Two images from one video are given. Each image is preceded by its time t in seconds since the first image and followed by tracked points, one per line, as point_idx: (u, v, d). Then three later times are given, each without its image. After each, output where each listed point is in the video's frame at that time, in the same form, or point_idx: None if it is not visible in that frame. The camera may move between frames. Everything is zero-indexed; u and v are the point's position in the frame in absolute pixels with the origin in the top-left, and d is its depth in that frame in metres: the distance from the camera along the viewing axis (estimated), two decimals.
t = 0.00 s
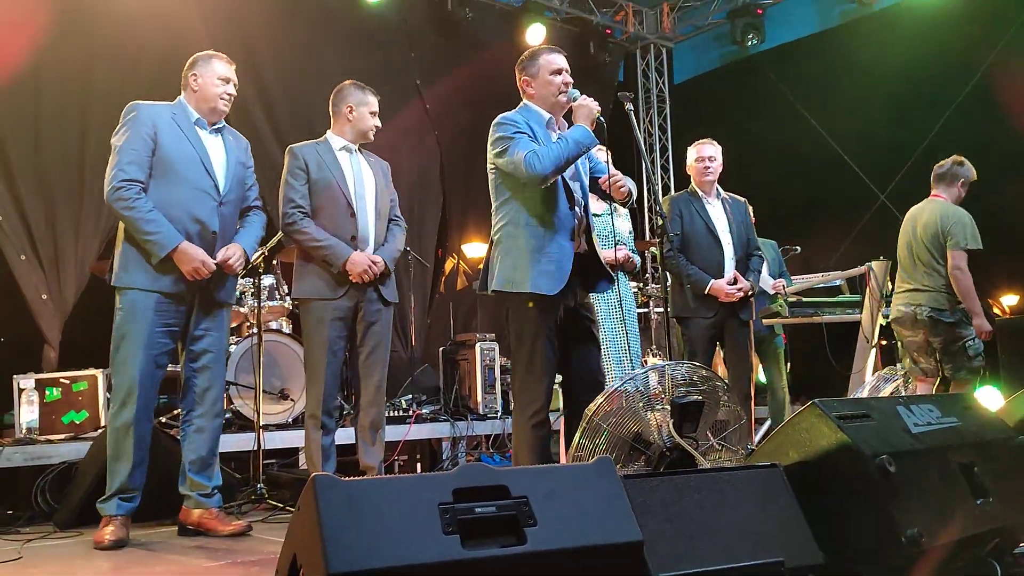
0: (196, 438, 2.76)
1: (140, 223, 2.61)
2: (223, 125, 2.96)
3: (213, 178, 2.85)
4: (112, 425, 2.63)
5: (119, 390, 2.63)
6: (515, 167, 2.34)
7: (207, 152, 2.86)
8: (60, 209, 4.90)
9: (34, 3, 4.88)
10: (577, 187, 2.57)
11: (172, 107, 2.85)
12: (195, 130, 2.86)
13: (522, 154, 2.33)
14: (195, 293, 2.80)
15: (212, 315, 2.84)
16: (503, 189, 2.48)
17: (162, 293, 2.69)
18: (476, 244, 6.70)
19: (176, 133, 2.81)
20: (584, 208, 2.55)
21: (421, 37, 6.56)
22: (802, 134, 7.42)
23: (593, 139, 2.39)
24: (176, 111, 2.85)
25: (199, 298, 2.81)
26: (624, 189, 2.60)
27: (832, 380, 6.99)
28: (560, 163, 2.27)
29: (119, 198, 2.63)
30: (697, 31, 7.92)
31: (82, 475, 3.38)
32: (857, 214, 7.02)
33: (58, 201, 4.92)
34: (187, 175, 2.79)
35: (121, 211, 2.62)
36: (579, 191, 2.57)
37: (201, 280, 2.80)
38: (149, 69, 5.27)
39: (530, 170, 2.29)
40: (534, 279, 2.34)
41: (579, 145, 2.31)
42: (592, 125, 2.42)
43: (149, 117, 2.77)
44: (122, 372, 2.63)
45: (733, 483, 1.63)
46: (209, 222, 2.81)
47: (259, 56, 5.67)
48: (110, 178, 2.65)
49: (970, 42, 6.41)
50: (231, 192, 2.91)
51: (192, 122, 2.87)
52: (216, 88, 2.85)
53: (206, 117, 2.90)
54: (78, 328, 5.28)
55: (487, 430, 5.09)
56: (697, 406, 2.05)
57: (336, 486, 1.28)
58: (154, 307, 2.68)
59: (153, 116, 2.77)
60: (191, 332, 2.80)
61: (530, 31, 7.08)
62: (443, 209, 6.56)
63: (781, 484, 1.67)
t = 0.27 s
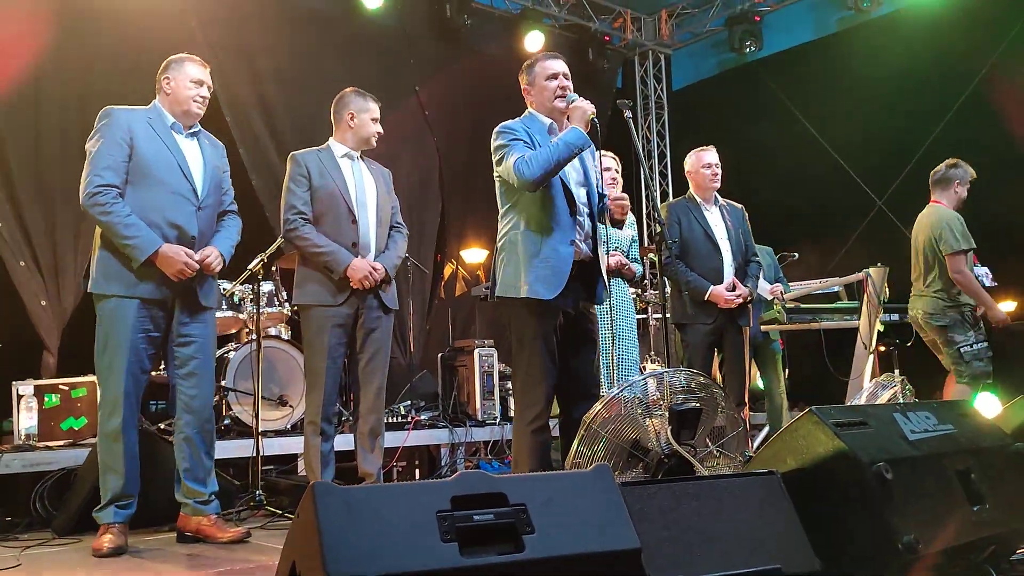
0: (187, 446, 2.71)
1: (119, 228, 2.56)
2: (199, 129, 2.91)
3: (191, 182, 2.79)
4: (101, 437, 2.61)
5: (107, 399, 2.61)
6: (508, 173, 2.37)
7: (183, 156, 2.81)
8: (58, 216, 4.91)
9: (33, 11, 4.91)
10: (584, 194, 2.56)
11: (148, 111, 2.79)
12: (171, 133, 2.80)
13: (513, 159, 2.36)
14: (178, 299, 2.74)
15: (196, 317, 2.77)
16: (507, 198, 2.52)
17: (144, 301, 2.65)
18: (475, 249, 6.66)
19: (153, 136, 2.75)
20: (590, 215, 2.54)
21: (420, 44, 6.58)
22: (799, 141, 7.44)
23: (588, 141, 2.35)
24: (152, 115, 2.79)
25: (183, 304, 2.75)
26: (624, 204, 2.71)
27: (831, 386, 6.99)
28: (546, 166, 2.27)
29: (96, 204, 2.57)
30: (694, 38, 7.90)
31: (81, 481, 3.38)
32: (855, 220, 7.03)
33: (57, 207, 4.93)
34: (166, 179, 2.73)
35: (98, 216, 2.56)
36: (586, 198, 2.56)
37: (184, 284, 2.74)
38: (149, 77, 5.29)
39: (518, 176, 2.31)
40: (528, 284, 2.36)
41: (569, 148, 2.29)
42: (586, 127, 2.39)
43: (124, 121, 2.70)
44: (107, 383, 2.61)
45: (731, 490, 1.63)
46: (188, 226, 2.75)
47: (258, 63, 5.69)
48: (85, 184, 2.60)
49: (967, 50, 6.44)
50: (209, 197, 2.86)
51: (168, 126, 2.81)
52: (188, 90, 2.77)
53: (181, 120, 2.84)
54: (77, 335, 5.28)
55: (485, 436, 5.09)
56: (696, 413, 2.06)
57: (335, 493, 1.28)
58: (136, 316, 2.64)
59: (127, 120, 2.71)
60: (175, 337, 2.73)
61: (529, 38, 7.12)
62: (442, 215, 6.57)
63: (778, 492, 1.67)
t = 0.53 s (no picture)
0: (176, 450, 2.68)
1: (91, 233, 2.55)
2: (178, 132, 2.90)
3: (168, 186, 2.78)
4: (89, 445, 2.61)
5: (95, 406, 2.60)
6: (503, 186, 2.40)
7: (160, 160, 2.79)
8: (54, 221, 4.90)
9: (30, 18, 4.91)
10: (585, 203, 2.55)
11: (126, 115, 2.79)
12: (148, 138, 2.79)
13: (508, 172, 2.38)
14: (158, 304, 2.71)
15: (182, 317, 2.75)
16: (510, 212, 2.54)
17: (124, 307, 2.64)
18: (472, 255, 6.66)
19: (129, 141, 2.73)
20: (593, 222, 2.51)
21: (417, 50, 6.61)
22: (795, 146, 7.46)
23: (579, 151, 2.32)
24: (130, 119, 2.78)
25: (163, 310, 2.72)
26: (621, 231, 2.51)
27: (828, 392, 7.00)
28: (535, 177, 2.27)
29: (69, 209, 2.56)
30: (691, 44, 7.99)
31: (76, 488, 3.36)
32: (851, 225, 7.04)
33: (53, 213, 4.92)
34: (141, 184, 2.72)
35: (70, 221, 2.55)
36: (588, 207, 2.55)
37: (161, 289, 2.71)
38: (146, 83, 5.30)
39: (510, 189, 2.33)
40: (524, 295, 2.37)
41: (558, 159, 2.26)
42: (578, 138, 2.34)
43: (100, 125, 2.70)
44: (92, 390, 2.61)
45: (725, 496, 1.63)
46: (165, 231, 2.73)
47: (255, 69, 5.71)
48: (59, 189, 2.59)
49: (961, 56, 6.47)
50: (187, 202, 2.84)
51: (146, 129, 2.80)
52: (165, 92, 2.76)
53: (159, 123, 2.83)
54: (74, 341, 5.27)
55: (483, 442, 5.08)
56: (691, 418, 2.06)
57: (328, 498, 1.28)
58: (118, 323, 2.64)
59: (105, 125, 2.70)
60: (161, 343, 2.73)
61: (526, 44, 7.14)
62: (439, 221, 6.58)
63: (773, 498, 1.67)
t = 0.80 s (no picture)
0: (158, 459, 2.62)
1: (88, 240, 2.55)
2: (181, 136, 2.88)
3: (166, 192, 2.76)
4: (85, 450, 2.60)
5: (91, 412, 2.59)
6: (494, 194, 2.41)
7: (160, 166, 2.78)
8: (52, 227, 4.90)
9: (28, 24, 4.92)
10: (580, 206, 2.55)
11: (127, 121, 2.79)
12: (149, 143, 2.78)
13: (498, 180, 2.39)
14: (155, 308, 2.68)
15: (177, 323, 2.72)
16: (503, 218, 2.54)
17: (121, 311, 2.62)
18: (469, 260, 6.65)
19: (130, 147, 2.73)
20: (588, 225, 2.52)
21: (415, 55, 6.62)
22: (793, 150, 7.46)
23: (570, 157, 2.33)
24: (131, 125, 2.78)
25: (159, 316, 2.69)
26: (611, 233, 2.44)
27: (825, 397, 6.99)
28: (525, 184, 2.28)
29: (67, 216, 2.57)
30: (688, 49, 8.01)
31: (72, 495, 3.35)
32: (849, 230, 7.05)
33: (50, 219, 4.91)
34: (140, 191, 2.70)
35: (69, 228, 2.56)
36: (583, 210, 2.55)
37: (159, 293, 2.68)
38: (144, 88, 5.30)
39: (501, 198, 2.35)
40: (523, 300, 2.37)
41: (548, 166, 2.27)
42: (568, 147, 2.34)
43: (101, 133, 2.70)
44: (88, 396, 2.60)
45: (721, 502, 1.62)
46: (162, 235, 2.70)
47: (253, 75, 5.72)
48: (60, 196, 2.60)
49: (958, 62, 6.50)
50: (187, 206, 2.80)
51: (147, 135, 2.79)
52: (165, 97, 2.74)
53: (160, 129, 2.81)
54: (71, 346, 5.26)
55: (480, 447, 5.07)
56: (687, 424, 2.05)
57: (324, 505, 1.28)
58: (114, 328, 2.62)
59: (104, 132, 2.71)
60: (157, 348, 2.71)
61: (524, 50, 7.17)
62: (437, 226, 6.58)
63: (768, 503, 1.67)
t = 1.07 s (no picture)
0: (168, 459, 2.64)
1: (101, 244, 2.53)
2: (202, 146, 2.87)
3: (181, 198, 2.74)
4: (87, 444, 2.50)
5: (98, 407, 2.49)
6: (501, 193, 2.36)
7: (177, 173, 2.77)
8: (52, 232, 4.90)
9: (29, 29, 4.93)
10: (577, 209, 2.57)
11: (150, 131, 2.79)
12: (169, 152, 2.78)
13: (505, 180, 2.36)
14: (165, 311, 2.66)
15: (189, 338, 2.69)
16: (500, 218, 2.52)
17: (134, 310, 2.57)
18: (469, 264, 6.66)
19: (148, 155, 2.73)
20: (583, 230, 2.55)
21: (415, 61, 6.64)
22: (793, 155, 7.47)
23: (579, 161, 2.35)
24: (152, 134, 2.78)
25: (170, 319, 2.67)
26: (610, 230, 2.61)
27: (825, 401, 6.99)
28: (539, 185, 2.27)
29: (84, 220, 2.57)
30: (687, 54, 8.03)
31: (70, 500, 3.35)
32: (848, 234, 7.06)
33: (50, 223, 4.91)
34: (154, 197, 2.69)
35: (86, 232, 2.55)
36: (579, 213, 2.57)
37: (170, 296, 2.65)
38: (143, 93, 5.31)
39: (511, 197, 2.31)
40: (526, 301, 2.34)
41: (560, 169, 2.28)
42: (578, 149, 2.39)
43: (122, 140, 2.71)
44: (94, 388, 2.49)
45: (721, 506, 1.63)
46: (173, 240, 2.68)
47: (253, 80, 5.74)
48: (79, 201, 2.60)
49: (956, 67, 6.52)
50: (202, 213, 2.78)
51: (167, 143, 2.79)
52: (188, 107, 2.75)
53: (182, 138, 2.82)
54: (70, 349, 5.28)
55: (479, 452, 5.06)
56: (686, 428, 2.05)
57: (323, 510, 1.28)
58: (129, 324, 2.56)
59: (123, 140, 2.71)
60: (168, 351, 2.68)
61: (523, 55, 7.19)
62: (436, 230, 6.58)
63: (768, 507, 1.67)
